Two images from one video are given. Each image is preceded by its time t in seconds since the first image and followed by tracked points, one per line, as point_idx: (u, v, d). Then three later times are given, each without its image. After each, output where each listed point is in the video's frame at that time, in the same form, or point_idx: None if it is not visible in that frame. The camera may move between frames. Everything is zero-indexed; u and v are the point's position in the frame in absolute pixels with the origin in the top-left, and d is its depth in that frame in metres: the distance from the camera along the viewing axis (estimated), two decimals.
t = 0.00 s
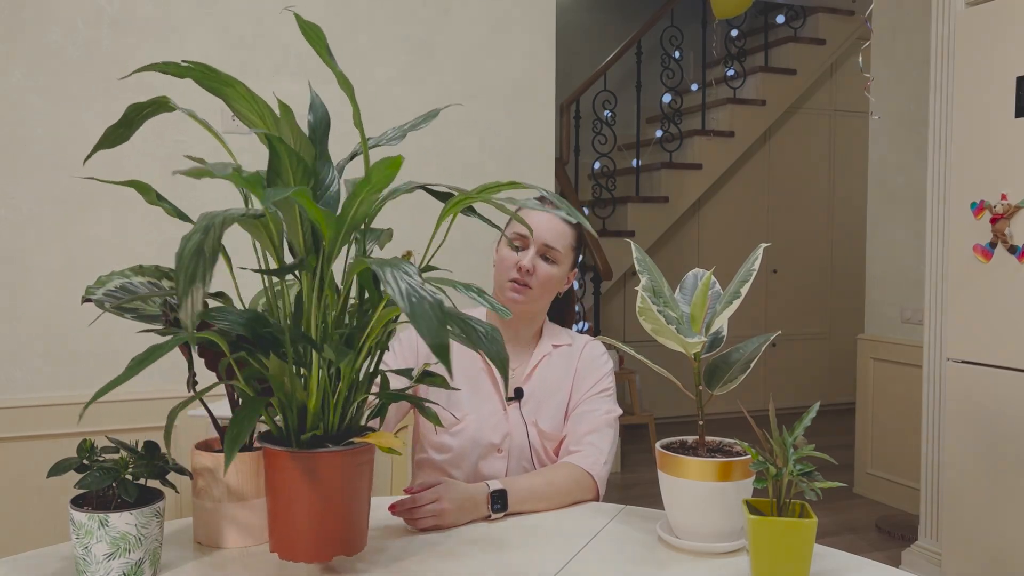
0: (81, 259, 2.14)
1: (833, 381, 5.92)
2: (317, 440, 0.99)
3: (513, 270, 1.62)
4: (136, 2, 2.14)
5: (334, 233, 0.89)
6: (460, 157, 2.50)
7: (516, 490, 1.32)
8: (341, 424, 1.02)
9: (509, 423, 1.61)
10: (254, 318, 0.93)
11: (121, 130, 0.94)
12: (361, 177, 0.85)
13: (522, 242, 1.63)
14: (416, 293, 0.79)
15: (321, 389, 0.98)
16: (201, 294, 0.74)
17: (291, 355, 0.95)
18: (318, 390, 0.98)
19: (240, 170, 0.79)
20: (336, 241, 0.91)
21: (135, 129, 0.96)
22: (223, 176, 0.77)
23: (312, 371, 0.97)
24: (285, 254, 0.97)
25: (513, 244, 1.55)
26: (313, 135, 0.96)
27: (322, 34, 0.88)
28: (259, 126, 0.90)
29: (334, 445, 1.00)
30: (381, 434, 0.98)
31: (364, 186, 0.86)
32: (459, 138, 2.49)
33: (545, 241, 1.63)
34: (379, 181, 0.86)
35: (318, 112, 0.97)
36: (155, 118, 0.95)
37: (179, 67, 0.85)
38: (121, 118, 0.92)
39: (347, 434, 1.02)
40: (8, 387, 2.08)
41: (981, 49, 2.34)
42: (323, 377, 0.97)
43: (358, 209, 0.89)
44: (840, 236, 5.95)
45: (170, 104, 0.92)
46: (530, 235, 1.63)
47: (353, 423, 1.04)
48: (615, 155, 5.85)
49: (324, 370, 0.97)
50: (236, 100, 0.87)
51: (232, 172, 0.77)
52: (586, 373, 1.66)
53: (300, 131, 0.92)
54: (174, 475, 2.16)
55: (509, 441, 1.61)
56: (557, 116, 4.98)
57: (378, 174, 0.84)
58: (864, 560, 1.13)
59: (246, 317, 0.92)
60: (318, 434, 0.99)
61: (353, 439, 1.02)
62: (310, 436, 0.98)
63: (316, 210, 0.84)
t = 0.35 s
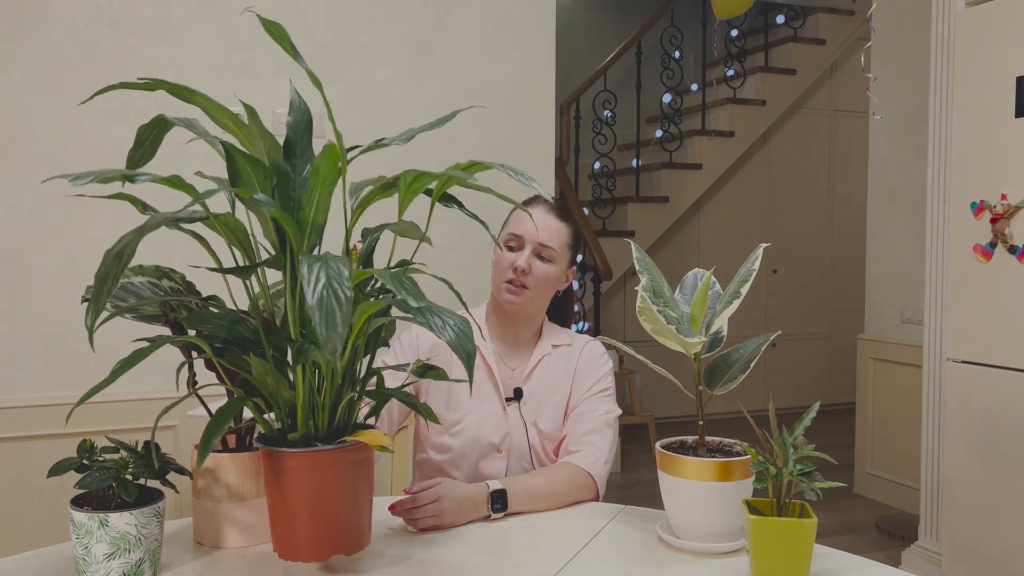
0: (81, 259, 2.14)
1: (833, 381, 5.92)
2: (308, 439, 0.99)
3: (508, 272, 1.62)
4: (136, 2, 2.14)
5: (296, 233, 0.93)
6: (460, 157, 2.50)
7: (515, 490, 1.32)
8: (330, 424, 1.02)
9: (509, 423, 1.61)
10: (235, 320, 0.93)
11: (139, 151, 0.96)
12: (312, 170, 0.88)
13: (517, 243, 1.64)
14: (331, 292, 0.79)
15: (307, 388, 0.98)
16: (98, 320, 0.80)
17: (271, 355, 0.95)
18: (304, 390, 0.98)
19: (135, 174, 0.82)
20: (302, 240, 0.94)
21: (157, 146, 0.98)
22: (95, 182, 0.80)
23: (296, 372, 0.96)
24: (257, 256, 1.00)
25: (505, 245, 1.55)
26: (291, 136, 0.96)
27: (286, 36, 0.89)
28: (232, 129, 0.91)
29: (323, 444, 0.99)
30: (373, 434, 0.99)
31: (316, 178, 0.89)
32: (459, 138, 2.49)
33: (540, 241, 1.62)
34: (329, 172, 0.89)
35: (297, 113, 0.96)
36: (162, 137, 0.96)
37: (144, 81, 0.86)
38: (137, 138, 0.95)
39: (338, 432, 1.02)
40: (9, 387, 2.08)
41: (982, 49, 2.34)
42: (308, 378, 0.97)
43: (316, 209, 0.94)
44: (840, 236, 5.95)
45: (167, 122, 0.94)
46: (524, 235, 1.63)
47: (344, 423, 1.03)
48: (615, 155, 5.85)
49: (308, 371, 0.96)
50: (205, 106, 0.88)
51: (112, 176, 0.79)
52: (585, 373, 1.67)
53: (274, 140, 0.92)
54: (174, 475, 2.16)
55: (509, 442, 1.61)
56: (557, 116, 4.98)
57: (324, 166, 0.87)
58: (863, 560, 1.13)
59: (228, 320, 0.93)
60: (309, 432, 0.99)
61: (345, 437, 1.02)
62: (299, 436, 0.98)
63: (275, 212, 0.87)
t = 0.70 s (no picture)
0: (81, 259, 2.14)
1: (833, 381, 5.92)
2: (306, 435, 0.99)
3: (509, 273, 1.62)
4: (136, 2, 2.14)
5: (300, 230, 0.90)
6: (459, 157, 2.49)
7: (516, 490, 1.32)
8: (330, 420, 1.01)
9: (509, 423, 1.61)
10: (236, 314, 0.94)
11: (121, 137, 0.97)
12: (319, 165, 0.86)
13: (516, 243, 1.64)
14: (365, 278, 0.79)
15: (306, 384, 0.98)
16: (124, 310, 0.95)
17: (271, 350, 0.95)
18: (303, 384, 0.97)
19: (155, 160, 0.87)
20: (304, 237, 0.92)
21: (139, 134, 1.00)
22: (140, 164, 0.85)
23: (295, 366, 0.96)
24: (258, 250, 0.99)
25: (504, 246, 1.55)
26: (297, 132, 0.97)
27: (283, 28, 0.92)
28: (238, 122, 0.93)
29: (321, 440, 1.00)
30: (370, 432, 0.97)
31: (323, 175, 0.87)
32: (459, 138, 2.49)
33: (539, 240, 1.62)
34: (337, 169, 0.86)
35: (304, 108, 0.97)
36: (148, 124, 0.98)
37: (153, 70, 0.88)
38: (120, 124, 0.96)
39: (337, 429, 1.02)
40: (8, 387, 2.08)
41: (981, 49, 2.34)
42: (307, 372, 0.97)
43: (322, 202, 0.90)
44: (840, 236, 5.95)
45: (160, 110, 0.96)
46: (523, 235, 1.63)
47: (344, 417, 1.03)
48: (615, 155, 5.85)
49: (307, 366, 0.96)
50: (215, 100, 0.90)
51: (148, 158, 0.85)
52: (586, 373, 1.66)
53: (276, 133, 0.94)
54: (174, 475, 2.16)
55: (509, 442, 1.61)
56: (557, 116, 4.98)
57: (333, 163, 0.85)
58: (863, 560, 1.13)
59: (229, 314, 0.94)
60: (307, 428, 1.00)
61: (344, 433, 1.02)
62: (297, 432, 0.98)
63: (280, 206, 0.85)
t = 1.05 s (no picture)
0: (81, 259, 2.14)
1: (833, 381, 5.93)
2: (300, 436, 0.99)
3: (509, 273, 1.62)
4: (136, 2, 2.14)
5: (281, 231, 0.92)
6: (459, 157, 2.49)
7: (516, 490, 1.32)
8: (323, 420, 1.01)
9: (510, 423, 1.61)
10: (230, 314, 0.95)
11: (179, 145, 1.01)
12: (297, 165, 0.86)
13: (515, 243, 1.65)
14: (281, 291, 0.79)
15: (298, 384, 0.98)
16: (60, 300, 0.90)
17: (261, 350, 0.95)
18: (295, 384, 0.97)
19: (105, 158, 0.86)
20: (288, 236, 0.93)
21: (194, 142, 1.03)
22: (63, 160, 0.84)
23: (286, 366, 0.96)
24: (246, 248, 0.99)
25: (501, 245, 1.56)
26: (297, 128, 0.98)
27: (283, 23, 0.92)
28: (236, 120, 0.92)
29: (314, 441, 0.99)
30: (359, 433, 0.96)
31: (302, 175, 0.87)
32: (459, 137, 2.49)
33: (538, 239, 1.63)
34: (313, 169, 0.86)
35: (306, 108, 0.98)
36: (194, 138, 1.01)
37: (147, 70, 0.88)
38: (172, 132, 0.99)
39: (330, 431, 1.02)
40: (8, 387, 2.08)
41: (981, 49, 2.34)
42: (297, 373, 0.96)
43: (302, 203, 0.90)
44: (840, 235, 5.95)
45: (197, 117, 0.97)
46: (522, 234, 1.64)
47: (338, 418, 1.02)
48: (614, 155, 5.85)
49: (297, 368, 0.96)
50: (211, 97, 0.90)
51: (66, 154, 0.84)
52: (586, 374, 1.66)
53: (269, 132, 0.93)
54: (174, 475, 2.16)
55: (510, 442, 1.61)
56: (557, 116, 4.98)
57: (309, 162, 0.85)
58: (863, 560, 1.13)
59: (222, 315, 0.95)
60: (301, 429, 0.99)
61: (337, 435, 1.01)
62: (288, 432, 0.98)
63: (258, 206, 0.88)
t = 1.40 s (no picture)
0: (81, 259, 2.14)
1: (833, 381, 5.92)
2: (281, 429, 0.99)
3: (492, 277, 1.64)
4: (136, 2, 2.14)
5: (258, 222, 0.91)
6: (459, 157, 2.49)
7: (516, 490, 1.32)
8: (307, 415, 1.00)
9: (512, 419, 1.62)
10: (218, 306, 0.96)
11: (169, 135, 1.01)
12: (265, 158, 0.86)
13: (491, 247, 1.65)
14: (265, 284, 0.78)
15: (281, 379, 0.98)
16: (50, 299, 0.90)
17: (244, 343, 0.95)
18: (277, 378, 0.97)
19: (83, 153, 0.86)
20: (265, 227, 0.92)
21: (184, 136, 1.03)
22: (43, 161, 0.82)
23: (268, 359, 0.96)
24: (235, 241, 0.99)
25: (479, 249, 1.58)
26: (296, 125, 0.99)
27: (264, 19, 0.90)
28: (231, 113, 0.92)
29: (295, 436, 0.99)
30: (337, 429, 0.95)
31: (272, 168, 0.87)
32: (459, 138, 2.49)
33: (510, 240, 1.62)
34: (281, 162, 0.86)
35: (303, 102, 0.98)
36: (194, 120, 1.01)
37: (143, 66, 0.89)
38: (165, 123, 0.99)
39: (313, 427, 1.00)
40: (9, 386, 2.08)
41: (981, 48, 2.34)
42: (280, 367, 0.97)
43: (277, 200, 0.90)
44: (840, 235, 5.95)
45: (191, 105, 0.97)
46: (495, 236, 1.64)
47: (322, 415, 1.01)
48: (615, 155, 5.85)
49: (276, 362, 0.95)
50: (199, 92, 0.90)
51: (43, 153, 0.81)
52: (589, 373, 1.65)
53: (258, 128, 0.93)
54: (174, 475, 2.16)
55: (513, 438, 1.61)
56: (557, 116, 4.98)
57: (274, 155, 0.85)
58: (863, 560, 1.13)
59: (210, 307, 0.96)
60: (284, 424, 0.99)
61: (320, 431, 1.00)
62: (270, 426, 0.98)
63: (235, 201, 0.89)
